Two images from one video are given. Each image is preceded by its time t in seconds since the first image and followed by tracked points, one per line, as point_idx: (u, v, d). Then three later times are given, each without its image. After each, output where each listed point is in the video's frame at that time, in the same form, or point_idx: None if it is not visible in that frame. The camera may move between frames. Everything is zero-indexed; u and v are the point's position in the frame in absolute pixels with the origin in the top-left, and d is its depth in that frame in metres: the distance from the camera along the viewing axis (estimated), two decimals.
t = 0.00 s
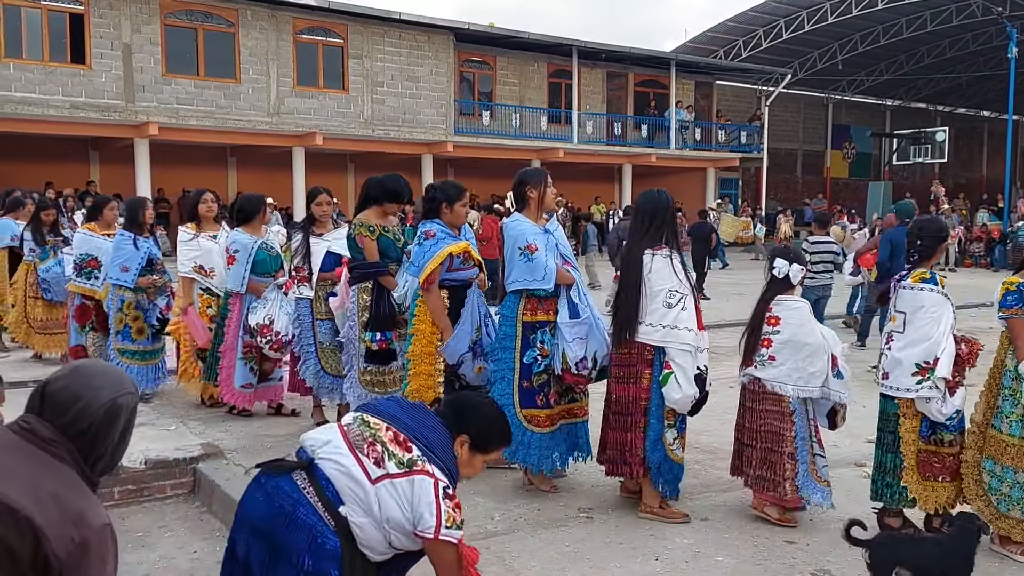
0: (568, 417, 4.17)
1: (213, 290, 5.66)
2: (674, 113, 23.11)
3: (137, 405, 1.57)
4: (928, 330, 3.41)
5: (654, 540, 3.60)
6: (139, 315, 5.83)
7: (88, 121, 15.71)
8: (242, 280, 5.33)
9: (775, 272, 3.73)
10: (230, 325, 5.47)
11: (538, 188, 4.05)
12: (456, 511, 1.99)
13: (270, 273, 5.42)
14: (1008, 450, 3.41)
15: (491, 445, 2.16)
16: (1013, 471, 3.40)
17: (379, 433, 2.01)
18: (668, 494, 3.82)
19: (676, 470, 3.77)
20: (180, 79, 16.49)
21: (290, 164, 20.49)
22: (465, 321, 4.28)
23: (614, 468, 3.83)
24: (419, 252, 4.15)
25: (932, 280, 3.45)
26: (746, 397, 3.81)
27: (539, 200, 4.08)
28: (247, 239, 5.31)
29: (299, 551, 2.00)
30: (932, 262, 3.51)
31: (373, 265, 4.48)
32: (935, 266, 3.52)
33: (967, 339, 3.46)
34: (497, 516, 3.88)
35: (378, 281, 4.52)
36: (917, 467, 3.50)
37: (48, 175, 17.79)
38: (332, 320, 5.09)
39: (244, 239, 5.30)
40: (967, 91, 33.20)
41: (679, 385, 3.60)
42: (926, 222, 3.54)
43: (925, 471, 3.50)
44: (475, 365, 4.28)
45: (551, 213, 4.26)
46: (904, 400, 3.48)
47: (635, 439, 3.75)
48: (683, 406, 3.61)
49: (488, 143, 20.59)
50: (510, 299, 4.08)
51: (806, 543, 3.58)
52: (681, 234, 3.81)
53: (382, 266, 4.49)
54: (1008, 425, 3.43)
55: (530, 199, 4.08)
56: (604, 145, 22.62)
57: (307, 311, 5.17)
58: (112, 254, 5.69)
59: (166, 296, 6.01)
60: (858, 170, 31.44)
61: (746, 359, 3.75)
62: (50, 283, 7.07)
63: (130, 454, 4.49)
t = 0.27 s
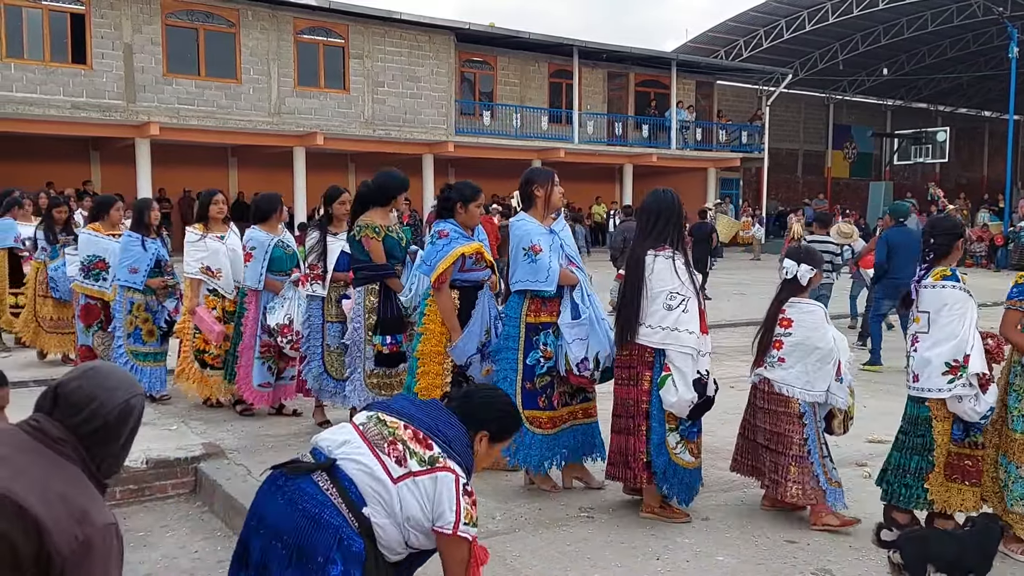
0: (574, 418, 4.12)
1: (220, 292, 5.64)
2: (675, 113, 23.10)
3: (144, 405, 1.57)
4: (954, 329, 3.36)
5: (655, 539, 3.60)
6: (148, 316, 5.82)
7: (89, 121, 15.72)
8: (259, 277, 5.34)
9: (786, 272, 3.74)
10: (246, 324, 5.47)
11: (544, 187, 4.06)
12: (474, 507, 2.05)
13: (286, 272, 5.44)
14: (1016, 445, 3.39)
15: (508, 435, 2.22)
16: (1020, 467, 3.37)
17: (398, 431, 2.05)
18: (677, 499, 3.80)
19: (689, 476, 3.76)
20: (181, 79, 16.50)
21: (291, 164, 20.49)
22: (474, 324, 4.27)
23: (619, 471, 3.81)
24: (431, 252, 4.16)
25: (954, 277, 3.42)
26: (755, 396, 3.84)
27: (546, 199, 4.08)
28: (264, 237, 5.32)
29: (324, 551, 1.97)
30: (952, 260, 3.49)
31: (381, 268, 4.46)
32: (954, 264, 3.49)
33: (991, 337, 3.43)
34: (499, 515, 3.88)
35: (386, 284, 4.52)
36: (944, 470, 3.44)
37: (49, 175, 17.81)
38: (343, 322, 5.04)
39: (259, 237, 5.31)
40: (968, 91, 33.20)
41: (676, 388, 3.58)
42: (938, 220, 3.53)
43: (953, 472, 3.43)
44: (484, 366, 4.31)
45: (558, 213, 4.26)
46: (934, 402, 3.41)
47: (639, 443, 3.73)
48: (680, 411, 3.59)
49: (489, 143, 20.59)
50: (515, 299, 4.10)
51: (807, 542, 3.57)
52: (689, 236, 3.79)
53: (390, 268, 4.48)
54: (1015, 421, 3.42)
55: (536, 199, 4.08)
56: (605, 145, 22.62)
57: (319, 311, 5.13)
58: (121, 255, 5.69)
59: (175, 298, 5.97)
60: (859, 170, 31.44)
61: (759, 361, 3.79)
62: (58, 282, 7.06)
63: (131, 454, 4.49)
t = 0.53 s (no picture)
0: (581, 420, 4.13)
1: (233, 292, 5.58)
2: (676, 113, 23.10)
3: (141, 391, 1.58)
4: (964, 329, 3.33)
5: (656, 539, 3.62)
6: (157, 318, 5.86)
7: (90, 121, 15.74)
8: (267, 278, 5.30)
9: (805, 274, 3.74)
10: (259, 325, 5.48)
11: (555, 186, 4.07)
12: (475, 465, 2.07)
13: (295, 271, 5.40)
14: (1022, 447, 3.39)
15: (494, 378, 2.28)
16: None
17: (392, 403, 2.08)
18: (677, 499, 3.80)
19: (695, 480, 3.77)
20: (182, 79, 16.51)
21: (291, 165, 20.51)
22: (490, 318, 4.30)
23: (621, 473, 3.80)
24: (447, 246, 4.20)
25: (966, 277, 3.39)
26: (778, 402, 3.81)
27: (556, 199, 4.10)
28: (273, 237, 5.25)
29: (349, 542, 2.01)
30: (967, 259, 3.46)
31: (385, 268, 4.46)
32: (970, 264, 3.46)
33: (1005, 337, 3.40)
34: (500, 515, 3.89)
35: (388, 285, 4.55)
36: (972, 472, 3.42)
37: (50, 176, 17.83)
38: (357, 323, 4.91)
39: (269, 236, 5.26)
40: (969, 92, 33.19)
41: (678, 390, 3.59)
42: (955, 219, 3.51)
43: (981, 475, 3.43)
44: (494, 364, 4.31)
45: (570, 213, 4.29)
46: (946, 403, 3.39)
47: (638, 445, 3.75)
48: (682, 413, 3.59)
49: (490, 143, 20.60)
50: (526, 300, 4.10)
51: (807, 542, 3.58)
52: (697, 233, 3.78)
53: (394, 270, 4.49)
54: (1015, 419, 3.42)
55: (547, 198, 4.10)
56: (606, 145, 22.63)
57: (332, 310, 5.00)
58: (127, 258, 5.69)
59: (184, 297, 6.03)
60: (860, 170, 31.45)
61: (778, 362, 3.80)
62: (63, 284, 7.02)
63: (132, 454, 4.50)
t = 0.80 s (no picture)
0: (592, 421, 4.15)
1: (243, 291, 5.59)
2: (677, 113, 23.10)
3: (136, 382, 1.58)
4: (980, 332, 3.31)
5: (657, 539, 3.62)
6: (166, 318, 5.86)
7: (92, 122, 15.76)
8: (278, 280, 5.30)
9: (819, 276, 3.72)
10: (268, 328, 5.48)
11: (570, 185, 4.08)
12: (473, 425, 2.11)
13: (305, 273, 5.40)
14: None
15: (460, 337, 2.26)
16: None
17: (376, 390, 2.07)
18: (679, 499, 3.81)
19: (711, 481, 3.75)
20: (184, 80, 16.54)
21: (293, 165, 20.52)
22: (504, 317, 4.30)
23: (632, 476, 3.80)
24: (463, 245, 4.20)
25: (981, 278, 3.36)
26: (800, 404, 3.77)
27: (572, 199, 4.10)
28: (282, 239, 5.26)
29: (367, 539, 2.02)
30: (979, 261, 3.44)
31: (391, 269, 4.49)
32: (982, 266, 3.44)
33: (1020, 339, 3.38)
34: (501, 515, 3.89)
35: (394, 287, 4.55)
36: (977, 477, 3.40)
37: (51, 176, 17.84)
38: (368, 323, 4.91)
39: (278, 238, 5.25)
40: (971, 92, 33.20)
41: (692, 391, 3.59)
42: (968, 219, 3.49)
43: (985, 480, 3.40)
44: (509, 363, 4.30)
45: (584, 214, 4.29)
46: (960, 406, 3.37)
47: (649, 444, 3.75)
48: (696, 415, 3.60)
49: (492, 143, 20.61)
50: (543, 300, 4.07)
51: (808, 542, 3.59)
52: (714, 235, 3.81)
53: (399, 271, 4.51)
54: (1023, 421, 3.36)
55: (563, 197, 4.10)
56: (607, 145, 22.64)
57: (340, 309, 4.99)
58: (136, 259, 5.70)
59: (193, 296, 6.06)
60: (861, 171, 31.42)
61: (799, 363, 3.73)
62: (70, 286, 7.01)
63: (134, 454, 4.50)
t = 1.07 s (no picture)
0: (607, 421, 4.16)
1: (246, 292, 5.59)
2: (678, 113, 23.09)
3: (124, 373, 1.57)
4: (993, 334, 3.29)
5: (658, 539, 3.61)
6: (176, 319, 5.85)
7: (94, 122, 15.77)
8: (288, 282, 5.35)
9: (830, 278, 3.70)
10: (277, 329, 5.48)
11: (582, 185, 4.08)
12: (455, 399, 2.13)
13: (314, 274, 5.46)
14: None
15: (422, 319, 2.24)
16: None
17: (356, 383, 2.07)
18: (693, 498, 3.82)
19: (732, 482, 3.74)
20: (185, 80, 16.54)
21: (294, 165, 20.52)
22: (513, 317, 4.32)
23: (652, 476, 3.79)
24: (470, 244, 4.26)
25: (993, 280, 3.35)
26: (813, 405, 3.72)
27: (584, 198, 4.10)
28: (291, 240, 5.30)
29: (378, 534, 2.05)
30: (991, 262, 3.43)
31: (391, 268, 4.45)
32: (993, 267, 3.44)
33: None
34: (502, 515, 3.89)
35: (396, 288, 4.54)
36: (982, 479, 3.39)
37: (52, 176, 17.84)
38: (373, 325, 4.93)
39: (288, 239, 5.29)
40: (972, 91, 33.14)
41: (727, 391, 3.55)
42: (980, 220, 3.48)
43: (991, 482, 3.39)
44: (523, 362, 4.29)
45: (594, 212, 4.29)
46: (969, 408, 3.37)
47: (686, 448, 3.68)
48: (732, 414, 3.56)
49: (493, 143, 20.59)
50: (556, 300, 4.06)
51: (810, 542, 3.58)
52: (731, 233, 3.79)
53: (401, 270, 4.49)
54: None
55: (575, 197, 4.10)
56: (608, 145, 22.63)
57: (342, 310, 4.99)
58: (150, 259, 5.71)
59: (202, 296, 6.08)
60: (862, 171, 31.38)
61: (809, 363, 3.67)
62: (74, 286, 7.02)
63: (135, 454, 4.50)
